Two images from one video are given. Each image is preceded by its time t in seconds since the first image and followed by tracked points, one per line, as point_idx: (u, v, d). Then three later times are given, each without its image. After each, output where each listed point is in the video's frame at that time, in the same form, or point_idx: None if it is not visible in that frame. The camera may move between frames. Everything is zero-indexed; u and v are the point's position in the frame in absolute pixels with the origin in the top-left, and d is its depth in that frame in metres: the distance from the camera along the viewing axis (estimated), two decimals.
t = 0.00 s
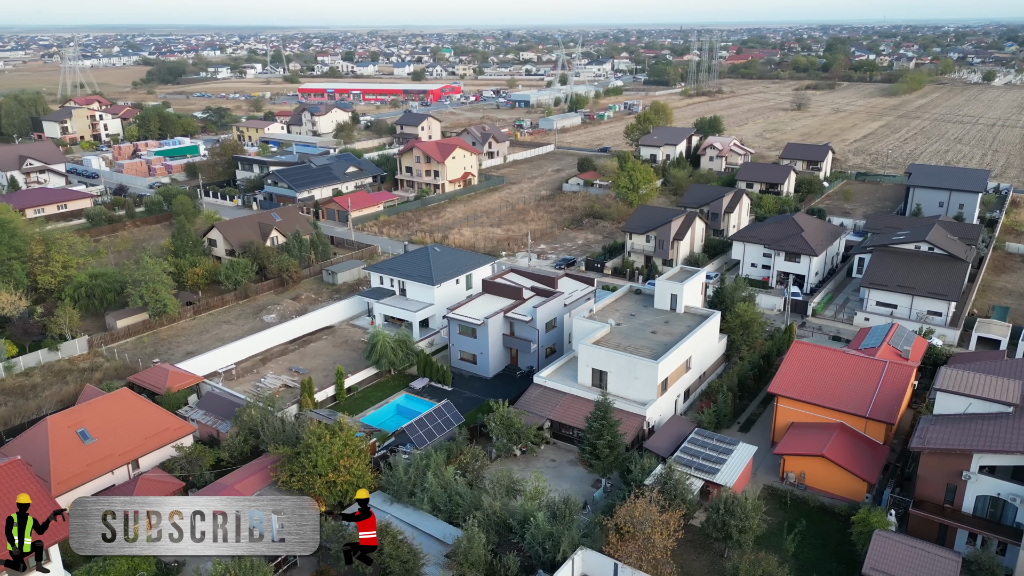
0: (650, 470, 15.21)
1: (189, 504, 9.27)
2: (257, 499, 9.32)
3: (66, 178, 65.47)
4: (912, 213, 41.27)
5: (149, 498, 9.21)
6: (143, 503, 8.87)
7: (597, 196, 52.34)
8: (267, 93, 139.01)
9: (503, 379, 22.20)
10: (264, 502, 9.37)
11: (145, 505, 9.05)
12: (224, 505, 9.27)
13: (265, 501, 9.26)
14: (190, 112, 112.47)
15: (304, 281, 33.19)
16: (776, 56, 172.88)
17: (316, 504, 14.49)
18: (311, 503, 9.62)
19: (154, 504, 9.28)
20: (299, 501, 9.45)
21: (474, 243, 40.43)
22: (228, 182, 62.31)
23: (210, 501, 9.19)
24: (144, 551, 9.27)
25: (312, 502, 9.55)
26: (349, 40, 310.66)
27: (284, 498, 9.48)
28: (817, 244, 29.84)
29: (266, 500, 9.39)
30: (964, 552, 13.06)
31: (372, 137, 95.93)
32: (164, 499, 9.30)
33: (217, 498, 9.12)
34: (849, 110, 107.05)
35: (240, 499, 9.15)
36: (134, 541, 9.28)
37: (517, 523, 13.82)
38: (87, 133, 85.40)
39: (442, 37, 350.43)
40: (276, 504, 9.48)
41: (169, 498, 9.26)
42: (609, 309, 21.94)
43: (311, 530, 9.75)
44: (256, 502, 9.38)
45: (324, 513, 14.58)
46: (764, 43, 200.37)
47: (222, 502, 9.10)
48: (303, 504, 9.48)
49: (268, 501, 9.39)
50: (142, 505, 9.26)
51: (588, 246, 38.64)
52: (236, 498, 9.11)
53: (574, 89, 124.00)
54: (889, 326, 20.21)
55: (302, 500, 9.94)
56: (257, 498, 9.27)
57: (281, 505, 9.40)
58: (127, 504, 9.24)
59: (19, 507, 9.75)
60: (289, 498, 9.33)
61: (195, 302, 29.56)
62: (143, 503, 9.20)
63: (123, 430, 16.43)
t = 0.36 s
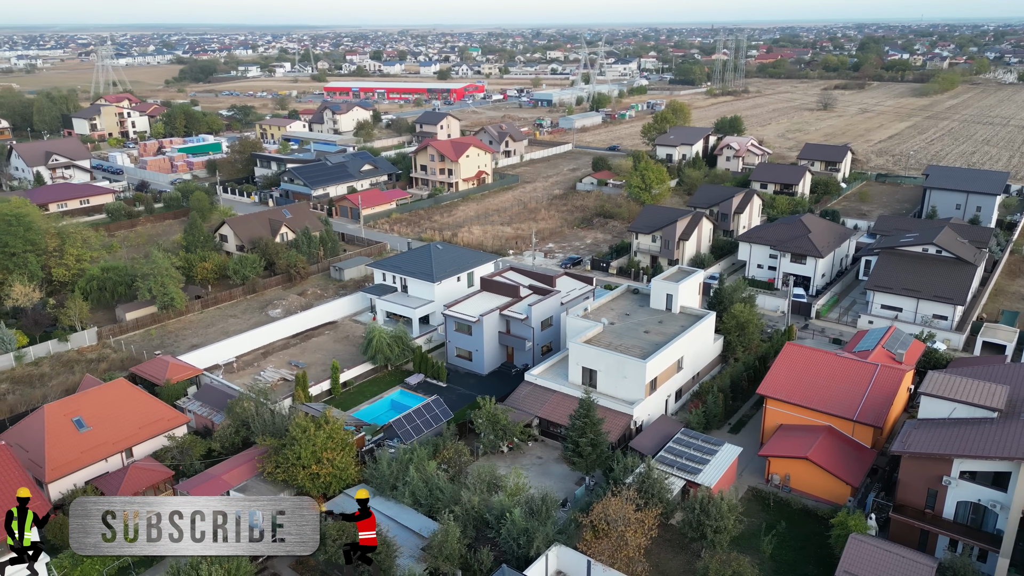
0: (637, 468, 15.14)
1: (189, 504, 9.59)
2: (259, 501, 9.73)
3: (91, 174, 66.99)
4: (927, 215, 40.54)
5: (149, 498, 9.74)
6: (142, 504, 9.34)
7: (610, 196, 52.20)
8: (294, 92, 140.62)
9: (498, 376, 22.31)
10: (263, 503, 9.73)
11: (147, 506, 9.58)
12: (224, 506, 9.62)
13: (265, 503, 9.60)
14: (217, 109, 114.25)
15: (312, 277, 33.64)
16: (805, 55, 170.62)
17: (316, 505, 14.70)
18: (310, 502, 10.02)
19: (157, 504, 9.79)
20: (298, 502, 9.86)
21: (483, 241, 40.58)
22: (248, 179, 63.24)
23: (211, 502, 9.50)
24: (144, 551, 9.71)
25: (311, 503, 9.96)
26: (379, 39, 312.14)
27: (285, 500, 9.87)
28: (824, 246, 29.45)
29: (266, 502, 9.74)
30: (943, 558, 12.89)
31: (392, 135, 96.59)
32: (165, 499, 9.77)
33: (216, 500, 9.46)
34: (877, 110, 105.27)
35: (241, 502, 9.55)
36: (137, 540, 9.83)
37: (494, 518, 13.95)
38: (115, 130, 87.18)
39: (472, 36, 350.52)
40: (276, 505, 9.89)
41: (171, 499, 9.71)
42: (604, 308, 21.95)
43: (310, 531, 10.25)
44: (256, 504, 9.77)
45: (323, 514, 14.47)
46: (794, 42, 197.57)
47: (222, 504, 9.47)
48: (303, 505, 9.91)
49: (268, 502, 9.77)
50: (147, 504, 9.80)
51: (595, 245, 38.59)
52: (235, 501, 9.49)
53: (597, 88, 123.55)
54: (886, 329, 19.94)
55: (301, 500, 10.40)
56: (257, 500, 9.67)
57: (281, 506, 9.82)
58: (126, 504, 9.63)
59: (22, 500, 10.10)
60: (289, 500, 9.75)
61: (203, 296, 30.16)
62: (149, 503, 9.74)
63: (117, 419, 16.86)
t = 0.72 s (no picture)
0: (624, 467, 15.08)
1: (190, 504, 11.04)
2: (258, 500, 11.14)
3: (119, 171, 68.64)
4: (947, 218, 39.67)
5: (150, 499, 11.12)
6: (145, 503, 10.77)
7: (626, 195, 51.96)
8: (322, 90, 142.24)
9: (496, 373, 22.39)
10: (263, 504, 11.14)
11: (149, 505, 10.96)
12: (223, 505, 11.01)
13: (263, 503, 11.04)
14: (246, 107, 116.10)
15: (322, 274, 34.09)
16: (838, 55, 167.50)
17: (317, 505, 14.37)
18: (307, 503, 11.62)
19: (157, 504, 11.17)
20: (299, 502, 11.44)
21: (494, 239, 40.71)
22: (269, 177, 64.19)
23: (211, 502, 10.93)
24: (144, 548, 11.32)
25: (309, 504, 11.56)
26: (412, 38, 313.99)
27: (285, 500, 11.39)
28: (834, 248, 28.99)
29: (264, 502, 11.22)
30: (925, 566, 12.66)
31: (415, 134, 97.13)
32: (165, 500, 11.18)
33: (217, 500, 10.85)
34: (909, 111, 103.06)
35: (243, 501, 10.86)
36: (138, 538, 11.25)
37: (473, 513, 14.08)
38: (146, 127, 89.19)
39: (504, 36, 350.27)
40: (274, 505, 11.32)
41: (173, 500, 11.12)
42: (602, 308, 21.93)
43: (306, 530, 11.72)
44: (256, 505, 11.17)
45: (324, 514, 14.16)
46: (829, 41, 193.98)
47: (224, 503, 10.82)
48: (302, 506, 11.49)
49: (267, 502, 11.18)
50: (147, 504, 11.15)
51: (605, 244, 38.47)
52: (238, 500, 10.81)
53: (622, 87, 122.83)
54: (885, 332, 19.62)
55: (299, 503, 11.90)
56: (257, 500, 11.09)
57: (279, 506, 11.26)
58: (129, 503, 11.05)
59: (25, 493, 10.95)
60: (289, 500, 11.26)
61: (215, 290, 30.82)
62: (150, 504, 11.10)
63: (117, 408, 17.30)
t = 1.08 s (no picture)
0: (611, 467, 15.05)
1: (190, 506, 10.78)
2: (258, 499, 10.85)
3: (147, 167, 70.21)
4: (967, 221, 38.82)
5: (151, 499, 10.98)
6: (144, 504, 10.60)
7: (642, 195, 51.69)
8: (352, 89, 143.72)
9: (494, 371, 22.51)
10: (262, 503, 10.85)
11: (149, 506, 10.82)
12: (224, 507, 10.78)
13: (263, 503, 10.73)
14: (274, 106, 117.87)
15: (333, 270, 34.56)
16: (875, 54, 164.02)
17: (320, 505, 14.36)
18: (307, 504, 11.20)
19: (158, 506, 10.96)
20: (298, 502, 11.01)
21: (506, 237, 40.85)
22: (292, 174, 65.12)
23: (213, 504, 10.67)
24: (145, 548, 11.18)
25: (309, 504, 11.17)
26: (445, 37, 314.73)
27: (284, 500, 11.01)
28: (844, 250, 28.55)
29: (260, 502, 10.92)
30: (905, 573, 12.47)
31: (438, 133, 97.63)
32: (165, 500, 11.01)
33: (218, 501, 10.59)
34: (943, 112, 100.69)
35: (245, 499, 10.63)
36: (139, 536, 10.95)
37: (453, 507, 14.21)
38: (176, 125, 91.04)
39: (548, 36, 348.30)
40: (268, 505, 10.99)
41: (174, 501, 10.91)
42: (600, 308, 21.91)
43: (304, 528, 11.44)
44: (256, 504, 10.89)
45: (324, 513, 14.17)
46: (866, 41, 190.10)
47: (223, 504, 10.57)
48: (300, 506, 11.11)
49: (266, 502, 10.87)
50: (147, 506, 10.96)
51: (616, 245, 38.37)
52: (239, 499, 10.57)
53: (649, 87, 121.98)
54: (885, 336, 19.31)
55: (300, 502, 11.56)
56: (257, 499, 10.80)
57: (275, 507, 10.92)
58: (130, 502, 10.91)
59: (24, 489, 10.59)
60: (288, 500, 10.88)
61: (227, 285, 31.47)
62: (151, 504, 10.98)
63: (118, 398, 17.77)
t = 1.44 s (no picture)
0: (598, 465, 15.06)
1: (190, 503, 8.21)
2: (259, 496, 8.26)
3: (175, 164, 71.66)
4: (988, 225, 37.89)
5: (151, 497, 8.47)
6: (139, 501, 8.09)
7: (660, 196, 51.38)
8: (381, 88, 145.06)
9: (493, 368, 22.61)
10: (262, 501, 8.27)
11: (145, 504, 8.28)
12: (225, 504, 8.23)
13: (261, 502, 8.11)
14: (304, 105, 119.56)
15: (346, 267, 35.02)
16: (914, 54, 160.29)
17: (317, 504, 14.50)
18: (312, 501, 8.54)
19: (158, 504, 8.44)
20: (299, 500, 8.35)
21: (519, 236, 40.94)
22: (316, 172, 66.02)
23: (211, 500, 8.12)
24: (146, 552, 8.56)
25: (313, 501, 8.47)
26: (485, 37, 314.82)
27: (285, 496, 8.37)
28: (856, 254, 28.04)
29: (264, 499, 8.33)
30: None
31: (463, 133, 98.07)
32: (165, 498, 8.45)
33: (215, 497, 8.02)
34: (979, 114, 98.20)
35: (243, 498, 8.06)
36: (136, 540, 8.49)
37: (436, 502, 14.36)
38: (207, 123, 92.82)
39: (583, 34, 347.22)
40: (273, 501, 8.38)
41: (170, 497, 8.30)
42: (599, 307, 21.89)
43: (312, 530, 8.62)
44: (256, 501, 8.30)
45: (324, 513, 14.45)
46: (906, 40, 185.83)
47: (220, 501, 8.05)
48: (304, 503, 8.42)
49: (269, 499, 8.28)
50: (149, 503, 8.48)
51: (629, 245, 38.23)
52: (238, 497, 8.00)
53: (677, 87, 121.00)
54: (886, 340, 19.00)
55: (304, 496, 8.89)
56: (256, 497, 8.21)
57: (278, 504, 8.23)
58: (128, 501, 8.45)
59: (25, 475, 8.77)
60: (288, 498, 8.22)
61: (241, 280, 32.12)
62: (149, 503, 8.41)
63: (121, 388, 18.28)
